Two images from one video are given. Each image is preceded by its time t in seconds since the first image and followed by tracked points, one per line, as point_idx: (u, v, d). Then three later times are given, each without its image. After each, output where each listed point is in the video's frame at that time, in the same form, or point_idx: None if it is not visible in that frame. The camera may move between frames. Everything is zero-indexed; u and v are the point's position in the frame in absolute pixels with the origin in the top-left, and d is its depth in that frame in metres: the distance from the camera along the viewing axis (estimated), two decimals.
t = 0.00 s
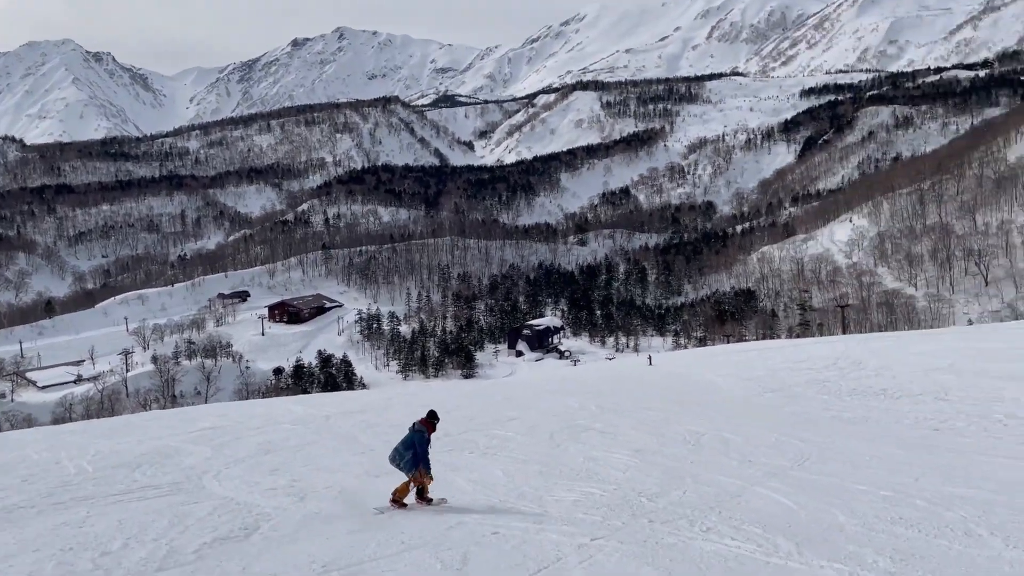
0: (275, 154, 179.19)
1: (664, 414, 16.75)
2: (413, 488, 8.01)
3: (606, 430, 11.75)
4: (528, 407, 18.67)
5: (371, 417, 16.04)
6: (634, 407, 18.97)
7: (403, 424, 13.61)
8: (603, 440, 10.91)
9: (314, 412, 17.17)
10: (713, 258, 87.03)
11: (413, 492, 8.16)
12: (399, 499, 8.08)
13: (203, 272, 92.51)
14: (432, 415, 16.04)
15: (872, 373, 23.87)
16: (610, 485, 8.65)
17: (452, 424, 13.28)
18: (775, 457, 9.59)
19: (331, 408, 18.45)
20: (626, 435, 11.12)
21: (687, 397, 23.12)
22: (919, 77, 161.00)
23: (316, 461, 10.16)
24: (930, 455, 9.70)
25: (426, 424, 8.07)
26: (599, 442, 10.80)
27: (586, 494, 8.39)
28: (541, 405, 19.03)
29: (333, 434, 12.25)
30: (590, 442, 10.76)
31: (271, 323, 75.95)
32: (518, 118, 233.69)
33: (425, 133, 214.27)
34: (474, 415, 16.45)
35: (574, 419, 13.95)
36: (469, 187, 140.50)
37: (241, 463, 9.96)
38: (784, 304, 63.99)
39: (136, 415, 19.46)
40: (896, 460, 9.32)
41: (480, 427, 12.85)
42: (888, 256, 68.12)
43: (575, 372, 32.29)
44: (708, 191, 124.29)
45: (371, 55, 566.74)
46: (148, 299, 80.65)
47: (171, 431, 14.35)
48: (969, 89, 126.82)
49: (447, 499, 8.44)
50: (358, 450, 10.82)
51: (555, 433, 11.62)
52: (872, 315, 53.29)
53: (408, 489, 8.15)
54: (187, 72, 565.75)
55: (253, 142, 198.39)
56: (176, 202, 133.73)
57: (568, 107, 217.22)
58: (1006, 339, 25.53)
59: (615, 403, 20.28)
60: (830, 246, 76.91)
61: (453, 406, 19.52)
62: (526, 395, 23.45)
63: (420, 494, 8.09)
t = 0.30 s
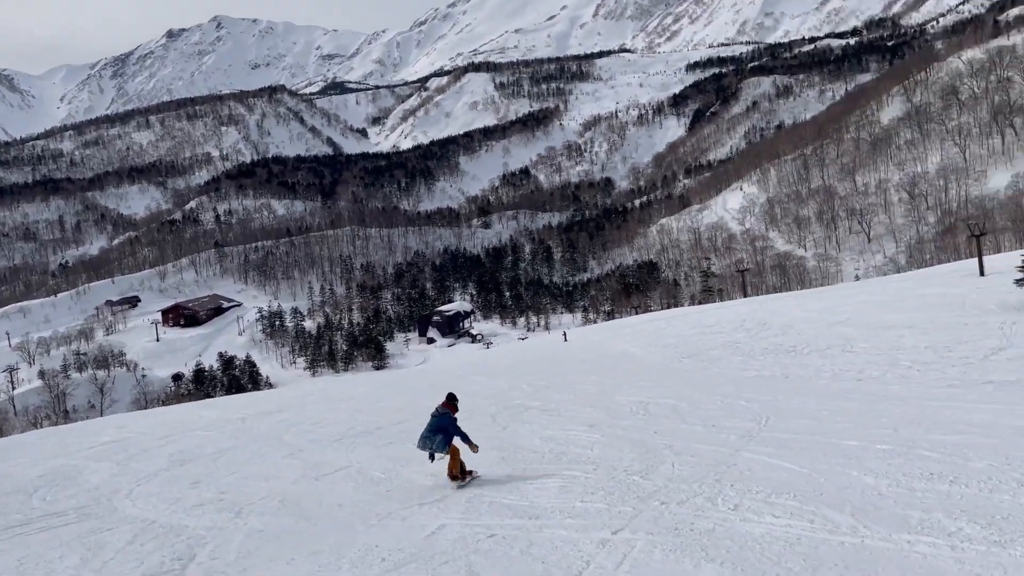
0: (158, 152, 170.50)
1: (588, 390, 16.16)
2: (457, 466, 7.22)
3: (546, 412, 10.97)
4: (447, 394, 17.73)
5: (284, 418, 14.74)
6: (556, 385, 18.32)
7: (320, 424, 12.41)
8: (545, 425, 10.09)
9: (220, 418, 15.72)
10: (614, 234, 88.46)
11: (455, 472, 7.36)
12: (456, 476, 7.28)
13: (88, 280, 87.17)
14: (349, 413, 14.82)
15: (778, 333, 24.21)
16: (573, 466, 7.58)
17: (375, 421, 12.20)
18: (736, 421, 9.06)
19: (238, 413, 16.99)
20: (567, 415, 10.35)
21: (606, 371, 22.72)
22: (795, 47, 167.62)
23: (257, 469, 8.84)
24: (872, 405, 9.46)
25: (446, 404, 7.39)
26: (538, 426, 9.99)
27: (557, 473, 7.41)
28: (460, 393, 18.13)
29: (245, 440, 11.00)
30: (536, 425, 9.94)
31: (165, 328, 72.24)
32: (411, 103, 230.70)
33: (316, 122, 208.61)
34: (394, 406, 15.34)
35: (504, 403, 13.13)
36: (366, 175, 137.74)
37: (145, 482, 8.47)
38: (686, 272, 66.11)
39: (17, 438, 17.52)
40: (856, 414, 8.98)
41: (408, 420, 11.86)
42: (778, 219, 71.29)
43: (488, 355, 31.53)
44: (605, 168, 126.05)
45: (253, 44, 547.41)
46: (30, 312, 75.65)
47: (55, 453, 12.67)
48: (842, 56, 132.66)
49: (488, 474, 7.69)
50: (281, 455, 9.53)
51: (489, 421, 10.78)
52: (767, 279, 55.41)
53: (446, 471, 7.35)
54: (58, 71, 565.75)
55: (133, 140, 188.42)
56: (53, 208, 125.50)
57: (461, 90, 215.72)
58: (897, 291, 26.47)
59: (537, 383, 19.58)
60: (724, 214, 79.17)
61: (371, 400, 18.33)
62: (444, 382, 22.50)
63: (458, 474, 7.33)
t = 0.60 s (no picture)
0: (99, 152, 165.42)
1: (564, 374, 15.49)
2: (514, 434, 7.61)
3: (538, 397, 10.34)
4: (418, 385, 16.94)
5: (252, 414, 13.90)
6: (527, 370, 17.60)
7: (295, 418, 11.64)
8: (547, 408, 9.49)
9: (187, 418, 14.95)
10: (569, 219, 88.08)
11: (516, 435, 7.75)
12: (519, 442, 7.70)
13: (32, 286, 84.27)
14: (317, 406, 13.99)
15: (746, 308, 23.83)
16: (605, 433, 7.61)
17: (356, 412, 11.48)
18: (749, 385, 9.16)
19: (199, 412, 16.08)
20: (563, 398, 9.73)
21: (577, 353, 22.12)
22: (740, 28, 169.14)
23: (253, 469, 8.07)
24: (880, 368, 9.58)
25: (493, 378, 7.82)
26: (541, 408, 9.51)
27: (606, 457, 6.69)
28: (431, 382, 17.33)
29: (234, 433, 10.72)
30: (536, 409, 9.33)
31: (116, 333, 70.02)
32: (359, 95, 227.56)
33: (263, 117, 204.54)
34: (367, 398, 14.58)
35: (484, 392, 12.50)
36: (317, 169, 135.02)
37: (119, 496, 7.43)
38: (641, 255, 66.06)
39: None
40: (881, 378, 8.64)
41: (387, 413, 11.14)
42: (731, 200, 68.84)
43: (453, 345, 30.69)
44: (556, 154, 125.71)
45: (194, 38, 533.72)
46: None
47: None
48: (787, 36, 134.10)
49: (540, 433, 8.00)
50: (268, 453, 8.74)
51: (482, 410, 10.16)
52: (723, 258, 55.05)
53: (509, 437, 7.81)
54: None
55: (72, 141, 182.55)
56: None
57: (409, 80, 213.48)
58: (858, 262, 26.45)
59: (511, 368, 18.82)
60: (678, 195, 78.67)
61: (340, 393, 17.47)
62: (412, 373, 21.74)
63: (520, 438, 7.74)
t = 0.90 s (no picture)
0: (123, 164, 166.99)
1: (598, 386, 14.67)
2: (578, 432, 7.75)
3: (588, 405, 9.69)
4: (443, 394, 16.23)
5: (279, 421, 13.39)
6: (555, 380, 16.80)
7: (328, 426, 11.04)
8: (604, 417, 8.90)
9: (213, 424, 14.46)
10: (588, 229, 87.38)
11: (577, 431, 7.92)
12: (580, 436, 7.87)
13: (56, 296, 84.78)
14: (344, 414, 13.32)
15: (776, 318, 22.90)
16: (669, 430, 7.59)
17: (393, 420, 10.85)
18: (804, 389, 9.01)
19: (225, 419, 15.56)
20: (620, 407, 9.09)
21: (606, 362, 21.32)
22: (760, 38, 167.99)
23: (299, 480, 7.38)
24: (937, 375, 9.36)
25: (554, 373, 7.86)
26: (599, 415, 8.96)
27: (724, 473, 5.96)
28: (457, 391, 16.59)
29: (272, 437, 10.55)
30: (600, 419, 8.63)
31: (138, 342, 69.98)
32: (379, 107, 228.59)
33: (283, 129, 205.86)
34: (395, 406, 13.94)
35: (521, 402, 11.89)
36: (336, 180, 135.07)
37: (140, 513, 6.70)
38: (662, 267, 65.24)
39: None
40: (942, 381, 8.48)
41: (420, 420, 10.46)
42: (753, 210, 69.99)
43: (475, 354, 29.91)
44: (575, 165, 125.13)
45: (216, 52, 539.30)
46: None
47: (14, 474, 11.09)
48: (808, 47, 133.04)
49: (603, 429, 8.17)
50: (309, 463, 8.07)
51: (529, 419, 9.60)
52: (745, 270, 54.11)
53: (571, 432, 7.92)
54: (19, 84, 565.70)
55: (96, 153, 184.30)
56: (15, 224, 122.15)
57: (428, 92, 214.06)
58: (891, 271, 25.51)
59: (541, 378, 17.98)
60: (698, 207, 77.62)
61: (365, 401, 16.83)
62: (438, 382, 21.03)
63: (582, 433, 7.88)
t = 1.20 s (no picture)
0: (194, 176, 172.14)
1: (661, 412, 13.72)
2: (636, 450, 7.55)
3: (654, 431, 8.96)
4: (496, 412, 15.55)
5: (330, 432, 12.95)
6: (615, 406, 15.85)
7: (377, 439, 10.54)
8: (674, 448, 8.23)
9: (265, 433, 14.11)
10: (647, 252, 85.88)
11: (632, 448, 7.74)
12: (634, 454, 7.66)
13: (124, 301, 87.39)
14: (393, 428, 12.76)
15: (850, 348, 21.53)
16: (729, 457, 7.28)
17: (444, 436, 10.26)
18: (874, 418, 8.58)
19: (279, 428, 15.20)
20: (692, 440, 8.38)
21: (667, 387, 20.35)
22: (831, 63, 164.06)
23: (350, 501, 6.76)
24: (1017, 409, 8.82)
25: (610, 389, 7.58)
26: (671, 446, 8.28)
27: (823, 514, 5.41)
28: (511, 410, 15.90)
29: (318, 446, 10.37)
30: (680, 451, 7.84)
31: (200, 349, 71.21)
32: (442, 127, 230.92)
33: (348, 146, 209.76)
34: (446, 422, 13.36)
35: (578, 424, 11.19)
36: (398, 197, 136.29)
37: (170, 531, 6.17)
38: (722, 293, 63.62)
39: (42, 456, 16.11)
40: None
41: (475, 439, 9.78)
42: (819, 238, 67.87)
43: (531, 373, 29.09)
44: (636, 188, 123.71)
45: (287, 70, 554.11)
46: (68, 333, 75.66)
47: (57, 477, 10.79)
48: (880, 72, 129.32)
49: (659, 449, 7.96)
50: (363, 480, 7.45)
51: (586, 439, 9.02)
52: (810, 299, 52.02)
53: (626, 449, 7.70)
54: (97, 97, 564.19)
55: (170, 165, 190.41)
56: (91, 231, 126.87)
57: (491, 112, 215.44)
58: (975, 305, 23.77)
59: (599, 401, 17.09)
60: (761, 234, 75.38)
61: (419, 416, 16.25)
62: (493, 399, 20.35)
63: (639, 450, 7.66)
